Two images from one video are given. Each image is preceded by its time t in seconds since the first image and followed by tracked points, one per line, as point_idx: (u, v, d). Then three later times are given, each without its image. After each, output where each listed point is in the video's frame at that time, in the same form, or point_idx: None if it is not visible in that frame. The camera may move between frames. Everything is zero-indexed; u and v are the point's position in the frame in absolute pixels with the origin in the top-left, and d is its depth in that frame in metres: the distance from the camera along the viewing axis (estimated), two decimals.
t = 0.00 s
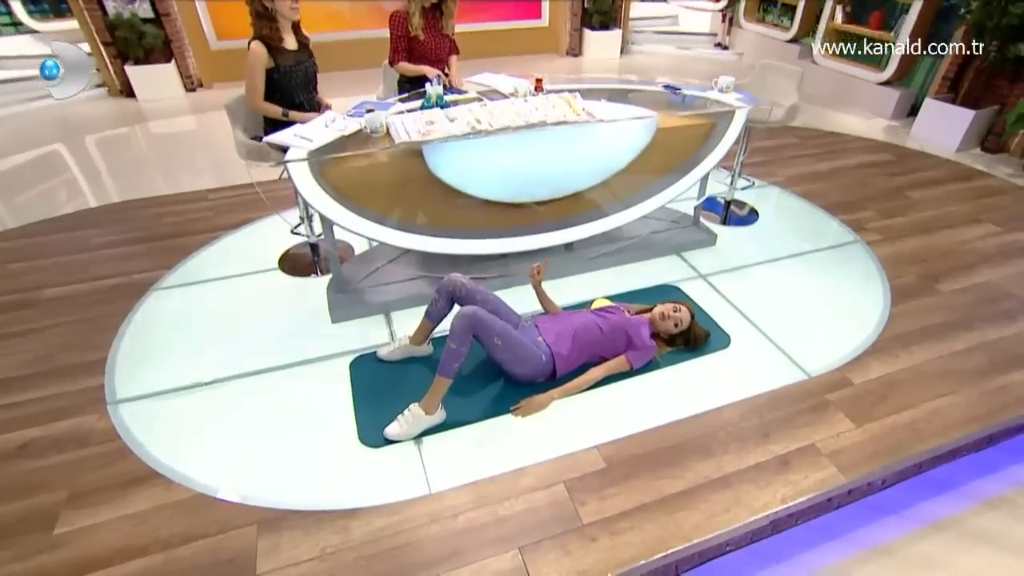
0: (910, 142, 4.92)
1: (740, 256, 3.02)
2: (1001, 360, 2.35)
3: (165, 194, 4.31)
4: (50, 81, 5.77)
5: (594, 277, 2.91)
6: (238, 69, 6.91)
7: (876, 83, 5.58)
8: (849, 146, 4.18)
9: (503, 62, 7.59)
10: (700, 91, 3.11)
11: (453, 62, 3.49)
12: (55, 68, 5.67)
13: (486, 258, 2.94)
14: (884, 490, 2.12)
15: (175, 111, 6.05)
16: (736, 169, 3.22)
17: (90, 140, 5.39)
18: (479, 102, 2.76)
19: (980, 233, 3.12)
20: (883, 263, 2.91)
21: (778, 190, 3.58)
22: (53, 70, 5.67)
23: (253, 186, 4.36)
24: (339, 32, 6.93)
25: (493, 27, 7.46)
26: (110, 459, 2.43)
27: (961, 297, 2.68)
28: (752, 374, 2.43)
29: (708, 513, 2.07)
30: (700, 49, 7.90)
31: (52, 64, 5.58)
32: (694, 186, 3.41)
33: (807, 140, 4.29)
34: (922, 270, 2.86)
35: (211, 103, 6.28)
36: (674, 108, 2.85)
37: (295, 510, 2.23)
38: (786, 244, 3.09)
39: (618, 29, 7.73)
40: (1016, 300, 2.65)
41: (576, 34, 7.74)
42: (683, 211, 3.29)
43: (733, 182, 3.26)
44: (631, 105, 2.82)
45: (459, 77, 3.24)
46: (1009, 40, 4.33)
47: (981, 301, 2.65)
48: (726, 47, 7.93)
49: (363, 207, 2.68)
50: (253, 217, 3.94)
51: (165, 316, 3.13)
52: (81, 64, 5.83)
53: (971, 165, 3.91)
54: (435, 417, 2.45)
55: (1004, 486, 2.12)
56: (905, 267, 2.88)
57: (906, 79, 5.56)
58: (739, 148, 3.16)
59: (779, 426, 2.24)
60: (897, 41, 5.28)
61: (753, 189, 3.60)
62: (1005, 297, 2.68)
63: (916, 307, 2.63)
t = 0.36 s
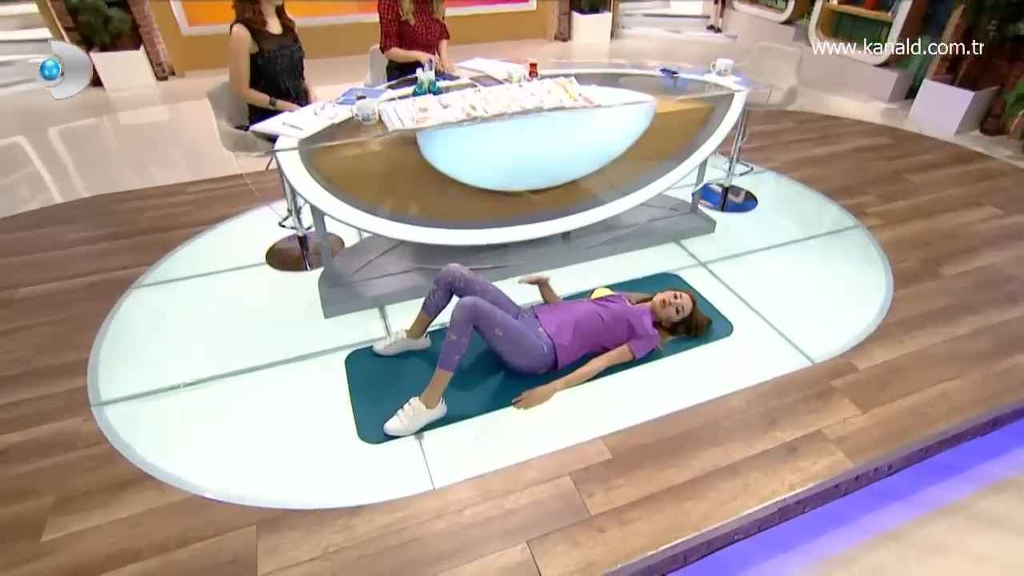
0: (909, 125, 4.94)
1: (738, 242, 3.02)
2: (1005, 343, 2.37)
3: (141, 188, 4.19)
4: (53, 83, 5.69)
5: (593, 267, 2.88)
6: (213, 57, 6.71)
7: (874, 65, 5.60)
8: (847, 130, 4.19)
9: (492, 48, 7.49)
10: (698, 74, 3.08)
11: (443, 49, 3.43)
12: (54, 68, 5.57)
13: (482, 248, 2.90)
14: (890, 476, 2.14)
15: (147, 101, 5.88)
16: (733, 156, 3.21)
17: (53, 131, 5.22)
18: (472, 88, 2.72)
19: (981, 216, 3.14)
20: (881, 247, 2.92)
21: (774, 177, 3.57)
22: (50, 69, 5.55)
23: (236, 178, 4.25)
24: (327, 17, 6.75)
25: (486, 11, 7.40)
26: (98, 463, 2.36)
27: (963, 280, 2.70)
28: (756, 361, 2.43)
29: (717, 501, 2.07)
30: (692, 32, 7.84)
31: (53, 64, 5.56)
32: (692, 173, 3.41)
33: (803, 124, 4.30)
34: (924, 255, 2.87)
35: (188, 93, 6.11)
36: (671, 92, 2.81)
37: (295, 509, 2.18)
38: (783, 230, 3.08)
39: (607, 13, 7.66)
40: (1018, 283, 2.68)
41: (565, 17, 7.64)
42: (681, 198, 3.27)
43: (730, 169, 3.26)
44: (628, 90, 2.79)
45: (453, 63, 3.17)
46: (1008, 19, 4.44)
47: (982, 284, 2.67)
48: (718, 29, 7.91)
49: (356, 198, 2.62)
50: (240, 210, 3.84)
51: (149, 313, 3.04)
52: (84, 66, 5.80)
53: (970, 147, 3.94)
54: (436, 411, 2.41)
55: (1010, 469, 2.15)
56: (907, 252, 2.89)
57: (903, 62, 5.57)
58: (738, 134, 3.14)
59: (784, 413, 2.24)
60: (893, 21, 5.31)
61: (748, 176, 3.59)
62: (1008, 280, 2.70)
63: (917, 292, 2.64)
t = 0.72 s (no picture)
0: (909, 105, 4.97)
1: (737, 228, 2.99)
2: (1011, 326, 2.38)
3: (113, 181, 4.04)
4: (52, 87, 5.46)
5: (592, 255, 2.84)
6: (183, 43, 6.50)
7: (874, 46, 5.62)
8: (846, 112, 4.19)
9: (478, 31, 7.36)
10: (697, 55, 3.03)
11: (435, 29, 3.35)
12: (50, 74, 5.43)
13: (478, 237, 2.84)
14: (900, 461, 2.16)
15: (116, 89, 5.68)
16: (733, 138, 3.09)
17: (13, 122, 5.01)
18: (466, 71, 2.65)
19: (987, 198, 3.16)
20: (881, 231, 2.92)
21: (770, 162, 3.55)
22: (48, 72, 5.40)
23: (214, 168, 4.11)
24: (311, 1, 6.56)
25: None
26: (82, 468, 2.25)
27: (969, 263, 2.70)
28: (761, 348, 2.41)
29: (726, 490, 2.05)
30: (682, 15, 7.80)
31: (52, 64, 5.43)
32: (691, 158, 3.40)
33: (803, 106, 4.29)
34: (928, 237, 2.87)
35: (161, 79, 5.91)
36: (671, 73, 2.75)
37: (294, 508, 2.10)
38: (780, 216, 3.07)
39: None
40: None
41: None
42: (678, 184, 3.24)
43: (729, 153, 3.16)
44: (624, 72, 2.73)
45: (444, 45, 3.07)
46: None
47: (988, 266, 2.68)
48: (710, 11, 7.89)
49: (345, 187, 2.54)
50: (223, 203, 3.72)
51: (131, 310, 2.93)
52: (84, 63, 5.56)
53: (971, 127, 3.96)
54: (436, 404, 2.33)
55: (1019, 453, 2.17)
56: (910, 235, 2.89)
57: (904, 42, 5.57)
58: (738, 114, 3.02)
59: (792, 400, 2.23)
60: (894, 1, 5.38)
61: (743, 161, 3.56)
62: (1013, 261, 2.71)
63: (923, 276, 2.64)
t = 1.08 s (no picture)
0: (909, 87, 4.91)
1: (736, 215, 2.96)
2: (1018, 310, 2.37)
3: (83, 174, 3.88)
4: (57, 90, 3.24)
5: (591, 245, 2.79)
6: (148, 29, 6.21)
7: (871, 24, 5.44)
8: (847, 94, 4.17)
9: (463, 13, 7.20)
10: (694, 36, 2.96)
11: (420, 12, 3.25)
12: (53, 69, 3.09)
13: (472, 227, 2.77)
14: (909, 449, 2.16)
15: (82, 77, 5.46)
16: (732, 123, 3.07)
17: None
18: (457, 55, 2.57)
19: (991, 179, 3.15)
20: (886, 215, 2.91)
21: (767, 147, 3.51)
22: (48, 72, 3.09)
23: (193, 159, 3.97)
24: None
25: None
26: (64, 474, 2.14)
27: (975, 246, 2.70)
28: (766, 336, 2.39)
29: (736, 480, 2.02)
30: None
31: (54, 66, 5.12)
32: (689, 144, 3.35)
33: (800, 89, 4.26)
34: (932, 221, 2.86)
35: (135, 65, 5.69)
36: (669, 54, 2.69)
37: (293, 508, 2.02)
38: (778, 201, 3.04)
39: None
40: None
41: None
42: (677, 171, 3.19)
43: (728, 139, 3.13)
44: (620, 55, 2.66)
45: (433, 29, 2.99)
46: None
47: (995, 250, 2.67)
48: None
49: (335, 176, 2.45)
50: (205, 196, 3.59)
51: (109, 309, 2.81)
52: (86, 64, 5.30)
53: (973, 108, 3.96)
54: (436, 399, 2.26)
55: None
56: (915, 219, 2.87)
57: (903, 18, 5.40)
58: (737, 100, 3.04)
59: (799, 388, 2.21)
60: None
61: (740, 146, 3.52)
62: (1018, 245, 2.71)
63: (928, 261, 2.63)
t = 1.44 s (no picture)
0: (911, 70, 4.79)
1: (736, 203, 2.92)
2: None
3: (53, 169, 3.73)
4: (57, 86, 3.92)
5: (590, 236, 2.73)
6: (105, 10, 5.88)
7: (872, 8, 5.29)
8: (849, 78, 4.14)
9: None
10: (691, 19, 2.89)
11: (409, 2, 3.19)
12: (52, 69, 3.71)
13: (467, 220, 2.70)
14: (919, 439, 2.15)
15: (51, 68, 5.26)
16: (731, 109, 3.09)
17: None
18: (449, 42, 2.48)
19: (997, 164, 3.14)
20: (890, 201, 2.88)
21: (763, 134, 3.47)
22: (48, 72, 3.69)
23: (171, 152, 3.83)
24: None
25: None
26: (46, 482, 2.04)
27: (984, 232, 2.68)
28: (772, 326, 2.35)
29: (746, 473, 1.99)
30: None
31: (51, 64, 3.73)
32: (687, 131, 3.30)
33: (799, 74, 4.24)
34: (939, 207, 2.83)
35: (111, 53, 5.50)
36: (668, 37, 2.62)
37: (293, 511, 1.94)
38: (776, 189, 3.00)
39: None
40: None
41: None
42: (675, 159, 3.14)
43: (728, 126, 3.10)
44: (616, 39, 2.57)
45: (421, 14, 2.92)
46: None
47: (1004, 235, 2.65)
48: None
49: (325, 168, 2.36)
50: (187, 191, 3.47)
51: (89, 308, 2.70)
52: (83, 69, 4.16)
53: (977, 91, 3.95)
54: (436, 396, 2.19)
55: None
56: (921, 205, 2.85)
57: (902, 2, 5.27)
58: (736, 86, 3.07)
59: (807, 378, 2.17)
60: None
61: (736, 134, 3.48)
62: None
63: (936, 247, 2.60)
